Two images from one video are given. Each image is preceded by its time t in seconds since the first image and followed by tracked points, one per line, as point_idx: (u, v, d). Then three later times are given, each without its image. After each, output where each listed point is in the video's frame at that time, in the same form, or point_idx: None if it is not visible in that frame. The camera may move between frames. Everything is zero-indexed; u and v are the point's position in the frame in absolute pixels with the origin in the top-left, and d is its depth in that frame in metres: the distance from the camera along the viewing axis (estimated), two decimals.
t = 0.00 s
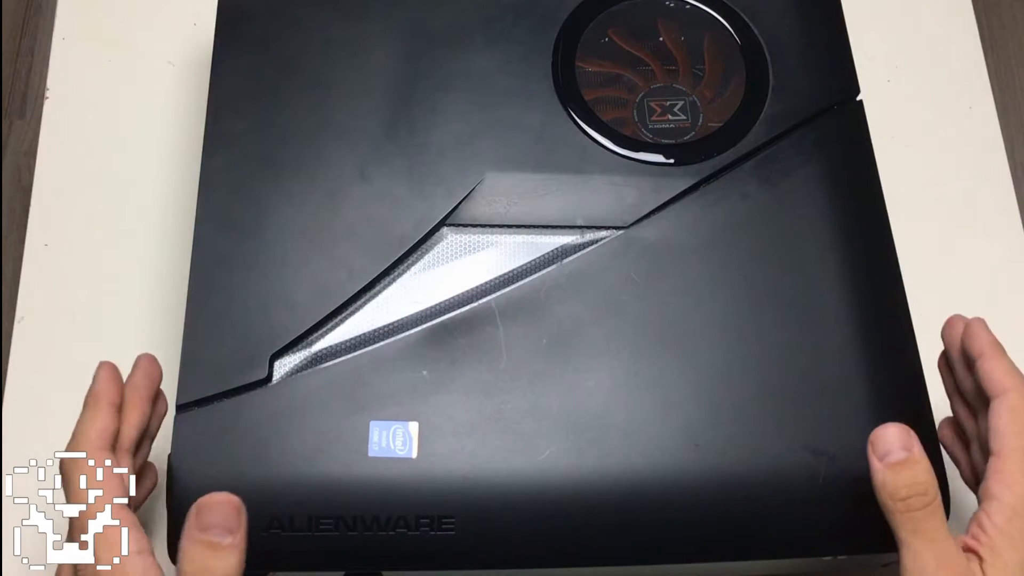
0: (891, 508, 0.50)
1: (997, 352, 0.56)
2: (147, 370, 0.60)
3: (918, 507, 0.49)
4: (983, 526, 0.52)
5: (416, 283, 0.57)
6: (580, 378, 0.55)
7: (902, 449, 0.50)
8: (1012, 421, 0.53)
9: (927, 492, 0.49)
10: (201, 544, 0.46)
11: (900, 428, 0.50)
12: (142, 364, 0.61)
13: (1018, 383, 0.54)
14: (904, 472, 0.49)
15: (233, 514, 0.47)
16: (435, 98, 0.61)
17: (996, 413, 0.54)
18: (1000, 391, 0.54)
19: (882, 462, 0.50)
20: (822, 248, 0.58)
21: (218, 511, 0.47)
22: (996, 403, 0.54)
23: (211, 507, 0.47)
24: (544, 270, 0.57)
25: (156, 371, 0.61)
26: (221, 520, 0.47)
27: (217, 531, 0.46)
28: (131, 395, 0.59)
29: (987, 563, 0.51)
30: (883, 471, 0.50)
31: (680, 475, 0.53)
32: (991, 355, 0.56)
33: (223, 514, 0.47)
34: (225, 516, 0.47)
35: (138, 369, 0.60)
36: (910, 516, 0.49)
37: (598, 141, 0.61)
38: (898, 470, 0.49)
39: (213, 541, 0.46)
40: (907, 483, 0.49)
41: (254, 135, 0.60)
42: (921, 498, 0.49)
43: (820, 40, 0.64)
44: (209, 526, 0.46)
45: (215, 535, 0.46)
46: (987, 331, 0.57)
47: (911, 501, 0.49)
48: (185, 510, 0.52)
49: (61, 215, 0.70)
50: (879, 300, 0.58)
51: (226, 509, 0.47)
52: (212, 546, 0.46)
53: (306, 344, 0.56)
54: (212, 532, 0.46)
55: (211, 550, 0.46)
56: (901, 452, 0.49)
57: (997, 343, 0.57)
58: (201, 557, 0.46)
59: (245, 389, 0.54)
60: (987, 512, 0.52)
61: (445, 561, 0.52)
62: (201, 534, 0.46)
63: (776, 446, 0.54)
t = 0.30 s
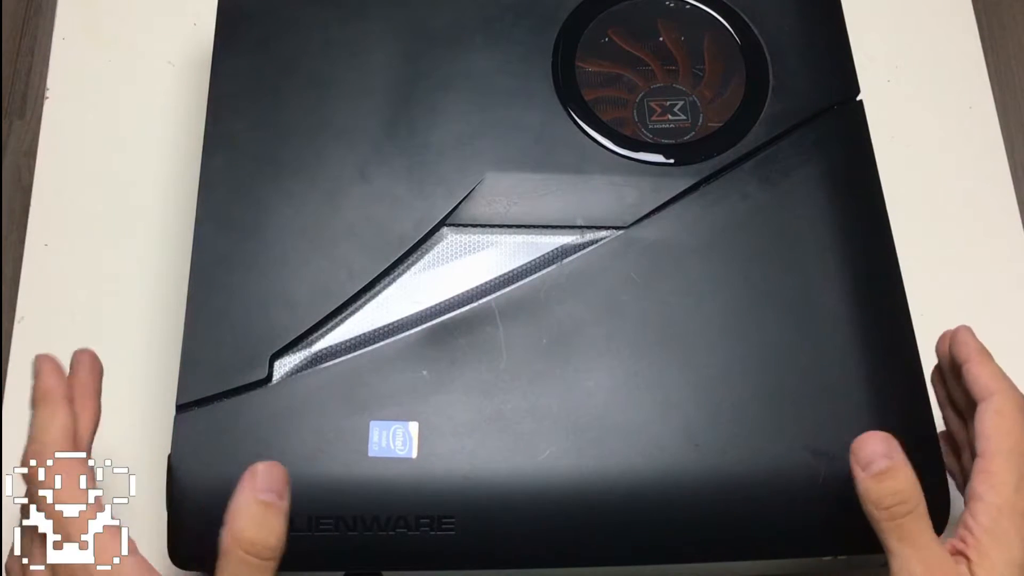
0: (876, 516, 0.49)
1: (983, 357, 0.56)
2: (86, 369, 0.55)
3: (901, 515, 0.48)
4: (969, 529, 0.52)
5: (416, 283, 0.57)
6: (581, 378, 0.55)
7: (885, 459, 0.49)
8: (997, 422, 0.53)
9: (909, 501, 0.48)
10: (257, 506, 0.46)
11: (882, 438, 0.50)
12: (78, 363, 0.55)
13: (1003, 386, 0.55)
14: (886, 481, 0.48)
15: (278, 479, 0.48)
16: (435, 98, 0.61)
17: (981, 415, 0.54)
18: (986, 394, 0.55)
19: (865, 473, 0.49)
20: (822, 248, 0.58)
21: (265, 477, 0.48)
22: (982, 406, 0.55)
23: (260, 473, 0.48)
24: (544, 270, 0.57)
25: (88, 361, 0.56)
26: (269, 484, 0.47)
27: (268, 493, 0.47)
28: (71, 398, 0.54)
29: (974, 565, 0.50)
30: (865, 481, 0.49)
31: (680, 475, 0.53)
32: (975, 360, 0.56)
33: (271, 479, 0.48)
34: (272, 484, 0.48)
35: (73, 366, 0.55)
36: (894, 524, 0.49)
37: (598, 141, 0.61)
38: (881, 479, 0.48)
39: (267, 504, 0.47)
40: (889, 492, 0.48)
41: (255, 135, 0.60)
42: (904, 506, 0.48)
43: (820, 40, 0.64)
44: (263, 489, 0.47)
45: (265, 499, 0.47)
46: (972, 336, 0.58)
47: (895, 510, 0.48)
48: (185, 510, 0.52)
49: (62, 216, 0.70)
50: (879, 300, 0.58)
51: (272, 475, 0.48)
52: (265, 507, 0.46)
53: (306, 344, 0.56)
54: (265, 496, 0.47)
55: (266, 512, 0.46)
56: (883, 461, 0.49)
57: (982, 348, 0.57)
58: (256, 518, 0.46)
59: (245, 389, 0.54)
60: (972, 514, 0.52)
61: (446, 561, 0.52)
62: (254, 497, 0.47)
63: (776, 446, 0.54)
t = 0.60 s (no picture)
0: (841, 523, 0.52)
1: (941, 363, 0.55)
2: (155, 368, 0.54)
3: (862, 518, 0.50)
4: (932, 532, 0.52)
5: (416, 283, 0.58)
6: (581, 378, 0.55)
7: (850, 467, 0.52)
8: (955, 427, 0.53)
9: (873, 505, 0.50)
10: (389, 561, 0.49)
11: (849, 449, 0.53)
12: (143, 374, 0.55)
13: (959, 390, 0.54)
14: (847, 486, 0.51)
15: (411, 538, 0.51)
16: (435, 98, 0.61)
17: (938, 422, 0.54)
18: (943, 400, 0.54)
19: (831, 481, 0.52)
20: (822, 248, 0.58)
21: (403, 532, 0.50)
22: (938, 412, 0.55)
23: (399, 531, 0.51)
24: (544, 270, 0.57)
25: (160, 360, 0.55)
26: (405, 540, 0.50)
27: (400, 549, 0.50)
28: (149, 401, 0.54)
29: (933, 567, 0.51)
30: (831, 489, 0.52)
31: (680, 475, 0.53)
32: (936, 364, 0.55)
33: (409, 535, 0.51)
34: (411, 540, 0.51)
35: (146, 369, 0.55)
36: (855, 527, 0.51)
37: (598, 141, 0.61)
38: (843, 485, 0.51)
39: (399, 558, 0.50)
40: (850, 497, 0.51)
41: (254, 135, 0.60)
42: (866, 509, 0.50)
43: (820, 40, 0.64)
44: (401, 544, 0.50)
45: (401, 555, 0.50)
46: (931, 342, 0.56)
47: (856, 514, 0.51)
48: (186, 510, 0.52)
49: (62, 216, 0.70)
50: (879, 300, 0.58)
51: (410, 531, 0.51)
52: (395, 562, 0.50)
53: (307, 344, 0.56)
54: (402, 549, 0.50)
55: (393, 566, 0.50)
56: (848, 469, 0.51)
57: (941, 353, 0.56)
58: (384, 568, 0.49)
59: (246, 389, 0.54)
60: (936, 517, 0.52)
61: (446, 561, 0.52)
62: (390, 552, 0.50)
63: (776, 445, 0.54)
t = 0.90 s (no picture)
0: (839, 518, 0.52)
1: (940, 363, 0.55)
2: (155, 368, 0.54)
3: (861, 514, 0.51)
4: (923, 531, 0.52)
5: (416, 283, 0.58)
6: (581, 378, 0.55)
7: (851, 463, 0.52)
8: (948, 427, 0.54)
9: (872, 502, 0.51)
10: (394, 561, 0.50)
11: (851, 445, 0.53)
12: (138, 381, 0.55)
13: (957, 389, 0.54)
14: (848, 481, 0.51)
15: (414, 535, 0.51)
16: (435, 98, 0.61)
17: (933, 421, 0.54)
18: (939, 400, 0.54)
19: (831, 476, 0.52)
20: (822, 248, 0.58)
21: (405, 532, 0.51)
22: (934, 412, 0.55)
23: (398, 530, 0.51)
24: (544, 270, 0.57)
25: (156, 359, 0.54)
26: (409, 539, 0.50)
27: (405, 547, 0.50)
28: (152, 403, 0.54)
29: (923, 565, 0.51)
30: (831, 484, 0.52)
31: (680, 475, 0.53)
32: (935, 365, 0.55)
33: (410, 534, 0.51)
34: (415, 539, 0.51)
35: (146, 370, 0.54)
36: (853, 523, 0.51)
37: (598, 141, 0.61)
38: (844, 481, 0.51)
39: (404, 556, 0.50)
40: (850, 493, 0.51)
41: (254, 135, 0.60)
42: (865, 506, 0.51)
43: (820, 40, 0.64)
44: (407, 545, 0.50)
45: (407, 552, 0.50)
46: (930, 342, 0.56)
47: (855, 510, 0.51)
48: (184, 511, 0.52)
49: (62, 216, 0.71)
50: (879, 300, 0.58)
51: (412, 530, 0.51)
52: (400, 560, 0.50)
53: (307, 344, 0.56)
54: (408, 550, 0.50)
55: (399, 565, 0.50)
56: (850, 466, 0.52)
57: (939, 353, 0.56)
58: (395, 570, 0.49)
59: (246, 389, 0.54)
60: (927, 516, 0.52)
61: (446, 561, 0.52)
62: (394, 552, 0.50)
63: (776, 445, 0.54)
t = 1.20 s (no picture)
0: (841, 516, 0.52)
1: (949, 357, 0.56)
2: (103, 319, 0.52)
3: (860, 512, 0.50)
4: (947, 524, 0.52)
5: (416, 283, 0.58)
6: (581, 378, 0.55)
7: (846, 459, 0.52)
8: (969, 420, 0.54)
9: (870, 497, 0.50)
10: (347, 539, 0.49)
11: (847, 442, 0.53)
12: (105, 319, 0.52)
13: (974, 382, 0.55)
14: (843, 479, 0.51)
15: (364, 508, 0.50)
16: (435, 98, 0.61)
17: (955, 414, 0.55)
18: (958, 394, 0.55)
19: (827, 474, 0.52)
20: (822, 248, 0.58)
21: (353, 509, 0.50)
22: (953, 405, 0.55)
23: (344, 506, 0.50)
24: (544, 270, 0.57)
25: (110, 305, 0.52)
26: (359, 515, 0.50)
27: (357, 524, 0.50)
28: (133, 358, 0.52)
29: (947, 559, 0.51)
30: (828, 482, 0.52)
31: (680, 475, 0.53)
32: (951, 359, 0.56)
33: (357, 510, 0.50)
34: (365, 515, 0.50)
35: (92, 324, 0.52)
36: (855, 521, 0.51)
37: (598, 141, 0.61)
38: (838, 478, 0.51)
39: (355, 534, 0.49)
40: (846, 489, 0.51)
41: (254, 135, 0.60)
42: (863, 503, 0.50)
43: (820, 40, 0.64)
44: (351, 521, 0.50)
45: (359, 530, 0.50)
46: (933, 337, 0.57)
47: (853, 508, 0.51)
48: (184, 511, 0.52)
49: (62, 215, 0.71)
50: (879, 300, 0.58)
51: (359, 505, 0.50)
52: (355, 538, 0.50)
53: (307, 344, 0.56)
54: (354, 525, 0.50)
55: (354, 543, 0.49)
56: (844, 462, 0.52)
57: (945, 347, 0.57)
58: (347, 549, 0.49)
59: (246, 389, 0.54)
60: (951, 509, 0.52)
61: (446, 561, 0.52)
62: (344, 531, 0.49)
63: (776, 445, 0.54)
